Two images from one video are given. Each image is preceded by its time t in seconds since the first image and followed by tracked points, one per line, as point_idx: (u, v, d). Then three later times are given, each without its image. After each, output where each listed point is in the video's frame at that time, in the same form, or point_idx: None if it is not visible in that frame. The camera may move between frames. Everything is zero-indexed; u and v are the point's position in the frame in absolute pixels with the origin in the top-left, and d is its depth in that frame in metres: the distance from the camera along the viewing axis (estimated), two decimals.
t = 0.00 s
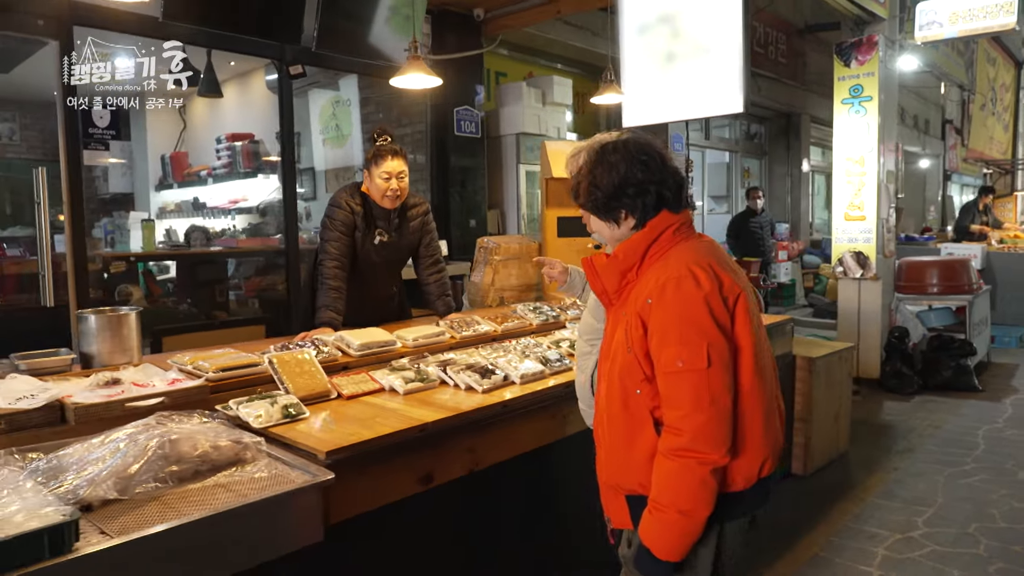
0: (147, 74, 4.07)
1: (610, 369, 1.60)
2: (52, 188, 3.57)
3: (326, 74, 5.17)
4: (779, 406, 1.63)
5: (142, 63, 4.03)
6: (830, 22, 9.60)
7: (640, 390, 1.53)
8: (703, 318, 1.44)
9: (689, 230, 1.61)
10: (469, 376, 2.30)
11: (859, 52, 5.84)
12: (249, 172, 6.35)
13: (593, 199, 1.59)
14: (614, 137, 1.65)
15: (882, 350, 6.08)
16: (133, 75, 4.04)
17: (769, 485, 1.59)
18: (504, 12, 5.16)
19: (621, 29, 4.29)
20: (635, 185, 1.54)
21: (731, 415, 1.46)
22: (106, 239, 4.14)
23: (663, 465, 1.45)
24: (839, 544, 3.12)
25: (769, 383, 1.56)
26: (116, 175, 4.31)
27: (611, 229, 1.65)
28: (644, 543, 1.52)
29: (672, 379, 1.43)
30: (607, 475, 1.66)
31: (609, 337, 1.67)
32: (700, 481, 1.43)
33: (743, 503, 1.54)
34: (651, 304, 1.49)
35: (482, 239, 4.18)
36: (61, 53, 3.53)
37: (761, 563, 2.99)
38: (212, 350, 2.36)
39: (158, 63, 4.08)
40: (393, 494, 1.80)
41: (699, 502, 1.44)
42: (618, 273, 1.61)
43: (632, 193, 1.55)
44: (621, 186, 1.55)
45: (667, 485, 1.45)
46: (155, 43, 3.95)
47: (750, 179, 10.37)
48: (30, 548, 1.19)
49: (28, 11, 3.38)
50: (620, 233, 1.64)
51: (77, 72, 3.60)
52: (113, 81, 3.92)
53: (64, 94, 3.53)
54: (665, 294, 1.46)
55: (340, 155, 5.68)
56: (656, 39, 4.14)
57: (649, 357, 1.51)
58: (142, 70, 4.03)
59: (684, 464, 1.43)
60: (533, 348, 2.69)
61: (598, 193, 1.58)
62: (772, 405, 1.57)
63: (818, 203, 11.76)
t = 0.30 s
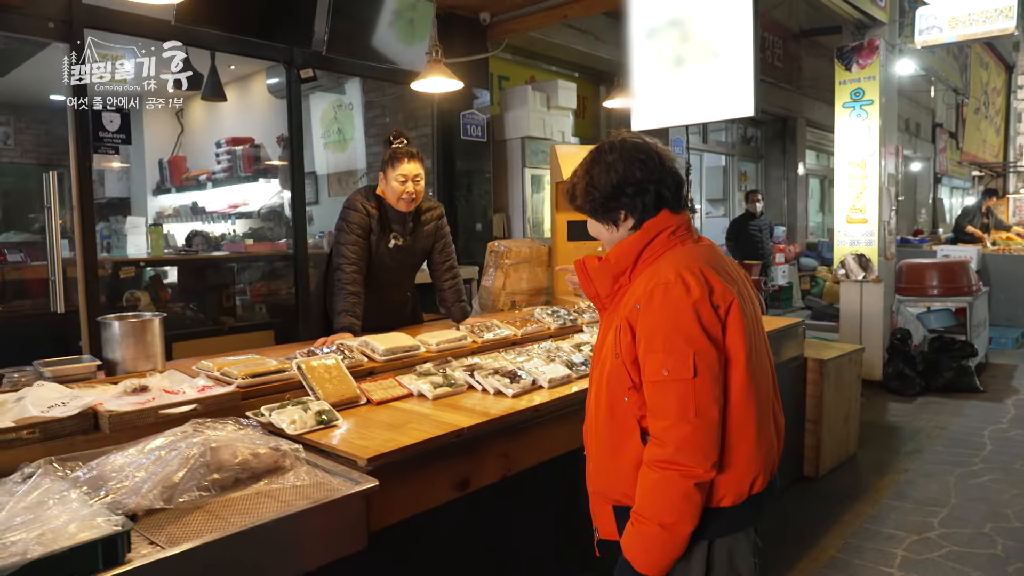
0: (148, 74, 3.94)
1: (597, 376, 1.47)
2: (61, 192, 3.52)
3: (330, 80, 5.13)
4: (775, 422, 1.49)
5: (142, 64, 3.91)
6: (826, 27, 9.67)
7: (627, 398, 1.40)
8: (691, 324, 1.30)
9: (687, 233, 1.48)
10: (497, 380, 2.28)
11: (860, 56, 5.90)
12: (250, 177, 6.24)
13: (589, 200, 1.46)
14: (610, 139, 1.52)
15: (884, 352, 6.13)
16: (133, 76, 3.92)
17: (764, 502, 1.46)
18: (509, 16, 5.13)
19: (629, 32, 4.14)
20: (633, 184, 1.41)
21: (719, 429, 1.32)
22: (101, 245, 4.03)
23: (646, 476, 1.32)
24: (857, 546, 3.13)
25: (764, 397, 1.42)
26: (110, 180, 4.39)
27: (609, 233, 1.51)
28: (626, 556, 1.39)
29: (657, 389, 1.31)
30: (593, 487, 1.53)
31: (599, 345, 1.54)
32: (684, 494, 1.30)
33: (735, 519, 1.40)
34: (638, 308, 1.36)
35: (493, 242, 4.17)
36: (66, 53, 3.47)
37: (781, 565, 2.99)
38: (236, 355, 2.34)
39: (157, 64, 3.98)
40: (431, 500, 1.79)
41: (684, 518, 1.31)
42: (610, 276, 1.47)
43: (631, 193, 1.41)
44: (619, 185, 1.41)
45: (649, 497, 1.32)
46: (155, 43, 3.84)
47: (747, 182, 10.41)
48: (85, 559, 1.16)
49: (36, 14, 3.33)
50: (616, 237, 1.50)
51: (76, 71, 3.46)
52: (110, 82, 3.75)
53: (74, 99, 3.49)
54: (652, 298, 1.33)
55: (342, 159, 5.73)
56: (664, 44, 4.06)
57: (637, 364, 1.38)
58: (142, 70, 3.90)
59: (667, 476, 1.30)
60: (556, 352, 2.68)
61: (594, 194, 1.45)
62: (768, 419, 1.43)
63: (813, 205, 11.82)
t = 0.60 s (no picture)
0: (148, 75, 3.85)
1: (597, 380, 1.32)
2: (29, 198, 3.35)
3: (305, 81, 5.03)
4: (780, 420, 1.39)
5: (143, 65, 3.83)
6: (789, 29, 9.85)
7: (632, 401, 1.25)
8: (700, 319, 1.17)
9: (687, 231, 1.33)
10: (500, 382, 2.25)
11: (828, 57, 6.00)
12: (217, 181, 6.09)
13: (583, 197, 1.29)
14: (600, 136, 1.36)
15: (854, 347, 6.28)
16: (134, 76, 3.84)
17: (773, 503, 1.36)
18: (486, 16, 5.11)
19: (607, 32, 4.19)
20: (632, 178, 1.26)
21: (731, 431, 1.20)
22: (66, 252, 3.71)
23: (657, 482, 1.18)
24: (847, 537, 3.17)
25: (771, 395, 1.31)
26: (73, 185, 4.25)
27: (603, 233, 1.34)
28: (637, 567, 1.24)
29: (665, 390, 1.17)
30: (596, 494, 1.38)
31: (597, 350, 1.38)
32: (699, 499, 1.17)
33: (747, 519, 1.30)
34: (643, 307, 1.22)
35: (476, 244, 4.12)
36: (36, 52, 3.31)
37: (775, 559, 3.02)
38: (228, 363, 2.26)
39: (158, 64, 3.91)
40: (445, 505, 1.76)
41: (699, 524, 1.18)
42: (610, 275, 1.31)
43: (630, 186, 1.26)
44: (616, 180, 1.25)
45: (661, 504, 1.18)
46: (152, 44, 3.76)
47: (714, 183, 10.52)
48: None
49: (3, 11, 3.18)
50: (613, 236, 1.33)
51: (76, 73, 3.49)
52: (110, 81, 3.80)
53: (43, 99, 3.33)
54: (657, 293, 1.20)
55: (315, 162, 5.59)
56: (644, 43, 4.10)
57: (643, 365, 1.24)
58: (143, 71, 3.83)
59: (681, 481, 1.16)
60: (553, 352, 2.66)
61: (590, 190, 1.28)
62: (775, 417, 1.32)
63: (777, 205, 12.03)
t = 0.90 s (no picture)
0: (147, 75, 3.90)
1: (621, 372, 1.32)
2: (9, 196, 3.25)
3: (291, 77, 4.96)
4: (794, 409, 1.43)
5: (143, 65, 3.88)
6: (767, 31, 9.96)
7: (659, 392, 1.26)
8: (731, 309, 1.20)
9: (706, 227, 1.35)
10: (502, 380, 2.24)
11: (809, 59, 6.08)
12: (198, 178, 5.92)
13: (608, 190, 1.29)
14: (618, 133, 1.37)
15: (835, 345, 6.37)
16: (133, 75, 3.89)
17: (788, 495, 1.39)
18: (473, 14, 5.05)
19: (597, 33, 4.23)
20: (656, 172, 1.28)
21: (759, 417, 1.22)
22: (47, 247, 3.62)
23: (689, 471, 1.19)
24: (837, 532, 3.22)
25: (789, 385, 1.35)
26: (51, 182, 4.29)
27: (626, 227, 1.34)
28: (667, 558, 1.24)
29: (698, 378, 1.18)
30: (619, 489, 1.37)
31: (618, 344, 1.39)
32: (731, 486, 1.18)
33: (770, 511, 1.32)
34: (673, 299, 1.23)
35: (466, 242, 4.10)
36: (15, 44, 3.19)
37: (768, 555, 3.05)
38: (224, 363, 2.22)
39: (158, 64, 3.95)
40: (454, 503, 1.74)
41: (731, 513, 1.19)
42: (634, 269, 1.32)
43: (655, 180, 1.28)
44: (641, 174, 1.27)
45: (694, 492, 1.19)
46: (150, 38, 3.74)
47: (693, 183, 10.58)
48: None
49: None
50: (635, 229, 1.34)
51: (76, 72, 3.75)
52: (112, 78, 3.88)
53: (23, 92, 3.20)
54: (688, 285, 1.22)
55: (296, 159, 5.56)
56: (633, 43, 4.15)
57: (671, 355, 1.25)
58: (142, 71, 3.88)
59: (714, 468, 1.17)
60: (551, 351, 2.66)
61: (615, 184, 1.29)
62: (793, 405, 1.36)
63: (754, 205, 12.15)
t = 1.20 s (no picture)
0: (147, 74, 3.99)
1: (657, 370, 1.42)
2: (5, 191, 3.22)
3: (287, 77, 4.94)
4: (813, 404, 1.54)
5: (144, 65, 3.96)
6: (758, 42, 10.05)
7: (694, 388, 1.36)
8: (763, 312, 1.30)
9: (733, 234, 1.46)
10: (506, 382, 2.24)
11: (802, 70, 6.12)
12: (189, 177, 5.88)
13: (647, 196, 1.38)
14: (654, 142, 1.46)
15: (823, 353, 6.43)
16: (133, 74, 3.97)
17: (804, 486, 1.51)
18: (470, 18, 5.04)
19: (596, 40, 4.20)
20: (692, 181, 1.38)
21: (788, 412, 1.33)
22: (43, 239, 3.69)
23: (723, 462, 1.29)
24: (829, 538, 3.25)
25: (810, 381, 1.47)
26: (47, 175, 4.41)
27: (660, 232, 1.44)
28: (701, 543, 1.34)
29: (734, 376, 1.29)
30: (651, 478, 1.48)
31: (652, 342, 1.49)
32: (761, 476, 1.29)
33: (792, 498, 1.43)
34: (709, 302, 1.33)
35: (462, 245, 4.09)
36: (13, 36, 3.16)
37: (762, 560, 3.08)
38: (227, 362, 2.21)
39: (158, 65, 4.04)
40: (462, 504, 1.75)
41: (761, 501, 1.30)
42: (669, 273, 1.42)
43: (690, 189, 1.38)
44: (678, 182, 1.37)
45: (728, 482, 1.29)
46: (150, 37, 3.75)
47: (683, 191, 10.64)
48: None
49: None
50: (670, 234, 1.43)
51: (76, 70, 3.81)
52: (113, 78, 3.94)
53: (20, 86, 3.17)
54: (724, 290, 1.32)
55: (291, 159, 5.55)
56: (631, 51, 4.15)
57: (706, 355, 1.35)
58: (143, 70, 3.97)
59: (747, 460, 1.28)
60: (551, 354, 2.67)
61: (653, 191, 1.38)
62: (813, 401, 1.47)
63: (742, 213, 12.23)
